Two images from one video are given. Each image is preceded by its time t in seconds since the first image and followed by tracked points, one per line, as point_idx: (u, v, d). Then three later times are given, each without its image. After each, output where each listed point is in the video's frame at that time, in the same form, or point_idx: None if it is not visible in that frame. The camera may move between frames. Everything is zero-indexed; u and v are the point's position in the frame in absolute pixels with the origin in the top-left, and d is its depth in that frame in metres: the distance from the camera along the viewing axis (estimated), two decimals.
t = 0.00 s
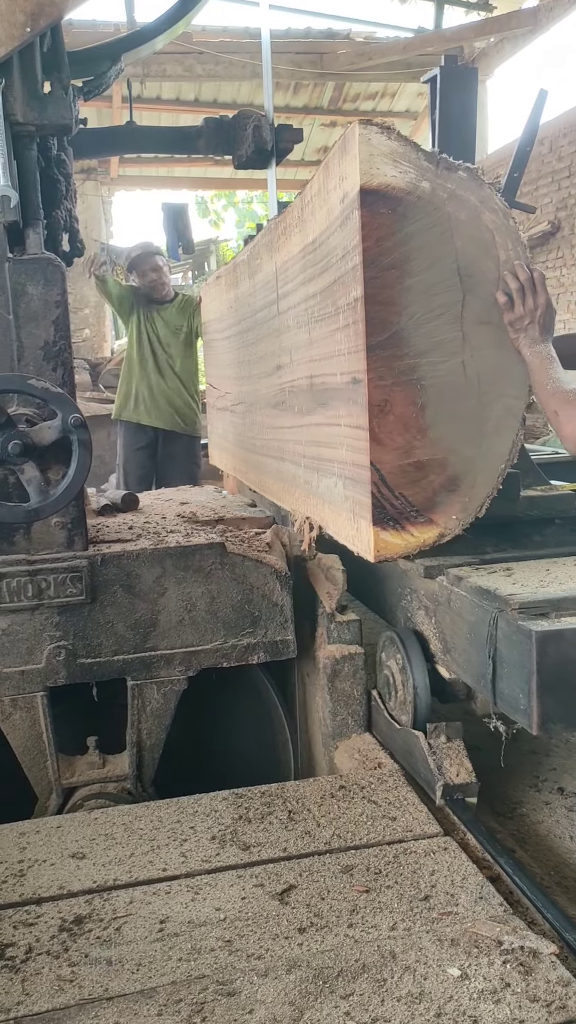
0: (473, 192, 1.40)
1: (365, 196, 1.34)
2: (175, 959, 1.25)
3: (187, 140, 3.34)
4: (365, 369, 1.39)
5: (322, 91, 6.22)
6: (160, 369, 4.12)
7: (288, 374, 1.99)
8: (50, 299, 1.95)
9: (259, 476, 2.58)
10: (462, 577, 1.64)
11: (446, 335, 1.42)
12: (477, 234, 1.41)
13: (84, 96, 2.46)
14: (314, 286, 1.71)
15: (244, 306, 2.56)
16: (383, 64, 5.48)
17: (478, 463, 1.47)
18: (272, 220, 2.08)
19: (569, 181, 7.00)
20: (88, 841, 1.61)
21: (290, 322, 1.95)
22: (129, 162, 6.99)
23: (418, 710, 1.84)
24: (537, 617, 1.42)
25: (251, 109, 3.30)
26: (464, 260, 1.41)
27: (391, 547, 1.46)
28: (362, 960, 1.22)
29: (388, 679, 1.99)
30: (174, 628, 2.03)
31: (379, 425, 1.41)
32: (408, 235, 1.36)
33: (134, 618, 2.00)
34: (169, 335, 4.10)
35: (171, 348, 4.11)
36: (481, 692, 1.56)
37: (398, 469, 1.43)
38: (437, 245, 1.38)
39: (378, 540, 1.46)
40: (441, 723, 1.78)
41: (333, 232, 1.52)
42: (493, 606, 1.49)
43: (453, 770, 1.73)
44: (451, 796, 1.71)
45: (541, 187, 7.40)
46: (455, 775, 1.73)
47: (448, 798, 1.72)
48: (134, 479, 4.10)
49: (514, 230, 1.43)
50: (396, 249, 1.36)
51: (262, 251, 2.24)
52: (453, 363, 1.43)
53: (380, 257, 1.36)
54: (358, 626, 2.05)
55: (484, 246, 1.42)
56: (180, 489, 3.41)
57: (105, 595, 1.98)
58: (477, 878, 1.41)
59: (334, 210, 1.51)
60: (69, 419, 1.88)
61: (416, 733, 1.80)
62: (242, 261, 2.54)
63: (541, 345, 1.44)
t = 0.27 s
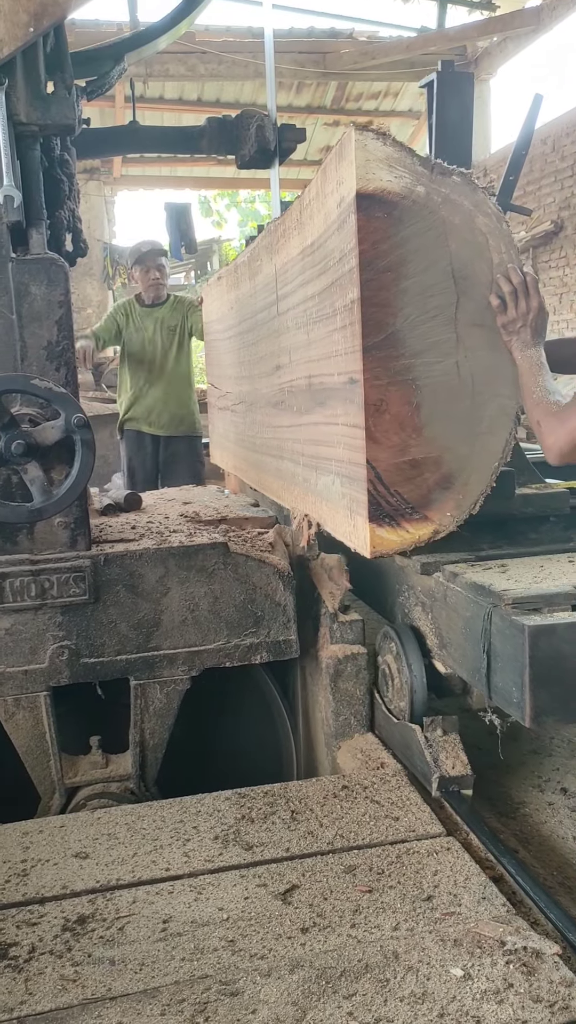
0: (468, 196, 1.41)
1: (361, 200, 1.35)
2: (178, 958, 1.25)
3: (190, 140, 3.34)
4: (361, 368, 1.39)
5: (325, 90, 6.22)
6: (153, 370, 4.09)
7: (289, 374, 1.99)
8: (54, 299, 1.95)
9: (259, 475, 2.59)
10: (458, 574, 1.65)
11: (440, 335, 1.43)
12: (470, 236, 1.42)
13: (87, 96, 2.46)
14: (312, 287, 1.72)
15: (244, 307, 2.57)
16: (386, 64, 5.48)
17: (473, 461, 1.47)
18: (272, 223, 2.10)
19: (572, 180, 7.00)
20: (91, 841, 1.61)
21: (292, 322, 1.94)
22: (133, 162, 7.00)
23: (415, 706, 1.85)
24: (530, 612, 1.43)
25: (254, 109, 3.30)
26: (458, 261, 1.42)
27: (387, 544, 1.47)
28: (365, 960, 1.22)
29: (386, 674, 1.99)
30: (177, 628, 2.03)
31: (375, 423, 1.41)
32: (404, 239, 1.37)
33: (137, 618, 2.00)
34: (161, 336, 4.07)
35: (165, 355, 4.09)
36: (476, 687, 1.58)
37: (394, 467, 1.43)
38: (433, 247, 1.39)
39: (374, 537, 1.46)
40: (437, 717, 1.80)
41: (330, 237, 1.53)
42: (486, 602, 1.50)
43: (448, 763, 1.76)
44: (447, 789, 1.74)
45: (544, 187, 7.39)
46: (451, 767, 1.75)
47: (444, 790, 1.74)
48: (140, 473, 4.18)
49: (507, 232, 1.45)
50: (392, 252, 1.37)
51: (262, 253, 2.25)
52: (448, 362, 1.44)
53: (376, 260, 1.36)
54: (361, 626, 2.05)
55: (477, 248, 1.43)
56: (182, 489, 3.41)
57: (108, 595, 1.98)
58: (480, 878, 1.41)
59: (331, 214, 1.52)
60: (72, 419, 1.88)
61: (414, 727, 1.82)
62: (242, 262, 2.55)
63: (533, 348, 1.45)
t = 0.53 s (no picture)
0: (461, 201, 1.40)
1: (358, 204, 1.36)
2: (181, 958, 1.25)
3: (193, 140, 3.34)
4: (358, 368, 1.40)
5: (328, 90, 6.23)
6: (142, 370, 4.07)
7: (291, 375, 1.99)
8: (56, 299, 1.95)
9: (259, 473, 2.60)
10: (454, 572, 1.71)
11: (435, 335, 1.42)
12: (464, 241, 1.41)
13: (90, 96, 2.46)
14: (310, 289, 1.73)
15: (245, 308, 2.57)
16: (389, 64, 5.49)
17: (467, 460, 1.47)
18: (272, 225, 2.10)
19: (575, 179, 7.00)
20: (94, 841, 1.61)
21: (293, 323, 1.92)
22: (135, 162, 7.01)
23: (412, 699, 1.87)
24: (523, 607, 1.48)
25: (257, 109, 3.30)
26: (453, 263, 1.41)
27: (383, 542, 1.47)
28: (367, 960, 1.22)
29: (382, 668, 2.00)
30: (180, 628, 2.03)
31: (371, 422, 1.42)
32: (399, 243, 1.37)
33: (140, 618, 2.00)
34: (147, 336, 4.04)
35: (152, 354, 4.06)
36: (473, 681, 1.62)
37: (391, 465, 1.43)
38: (428, 248, 1.39)
39: (370, 535, 1.46)
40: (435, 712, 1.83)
41: (328, 240, 1.54)
42: (482, 597, 1.55)
43: (445, 756, 1.79)
44: (443, 783, 1.76)
45: (546, 187, 7.39)
46: (447, 761, 1.78)
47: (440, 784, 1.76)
48: (135, 473, 4.20)
49: (501, 236, 1.43)
50: (388, 255, 1.38)
51: (261, 254, 2.26)
52: (442, 362, 1.44)
53: (373, 262, 1.37)
54: (364, 626, 2.05)
55: (472, 251, 1.42)
56: (184, 489, 3.42)
57: (111, 595, 1.98)
58: (483, 878, 1.41)
59: (328, 218, 1.53)
60: (75, 419, 1.88)
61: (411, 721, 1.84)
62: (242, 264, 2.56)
63: (530, 352, 1.45)
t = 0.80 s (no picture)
0: (456, 202, 1.42)
1: (355, 206, 1.38)
2: (184, 958, 1.25)
3: (195, 140, 3.34)
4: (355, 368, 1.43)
5: (330, 90, 6.25)
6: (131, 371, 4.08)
7: (292, 375, 1.99)
8: (59, 299, 1.95)
9: (259, 472, 2.62)
10: (451, 568, 1.75)
11: (430, 335, 1.45)
12: (459, 242, 1.43)
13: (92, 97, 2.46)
14: (308, 290, 1.77)
15: (245, 310, 2.58)
16: (391, 64, 5.51)
17: (462, 458, 1.49)
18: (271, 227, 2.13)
19: None
20: (96, 841, 1.61)
21: (292, 324, 1.95)
22: (137, 162, 7.03)
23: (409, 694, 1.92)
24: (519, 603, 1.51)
25: (259, 109, 3.30)
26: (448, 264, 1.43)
27: (380, 540, 1.50)
28: (370, 960, 1.22)
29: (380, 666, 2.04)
30: (182, 628, 2.03)
31: (367, 421, 1.44)
32: (396, 245, 1.40)
33: (142, 618, 2.01)
34: (135, 336, 4.03)
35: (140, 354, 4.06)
36: (468, 676, 1.65)
37: (388, 464, 1.46)
38: (423, 250, 1.41)
39: (367, 533, 1.49)
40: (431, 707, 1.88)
41: (326, 243, 1.57)
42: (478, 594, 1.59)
43: (441, 751, 1.81)
44: (440, 776, 1.79)
45: (549, 187, 7.39)
46: (443, 755, 1.81)
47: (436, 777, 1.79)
48: (129, 472, 4.20)
49: (495, 238, 1.45)
50: (385, 256, 1.40)
51: (261, 257, 2.29)
52: (437, 362, 1.45)
53: (369, 264, 1.40)
54: (366, 626, 2.06)
55: (467, 254, 1.44)
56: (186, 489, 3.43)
57: (113, 595, 1.98)
58: (485, 878, 1.41)
59: (326, 220, 1.56)
60: (78, 420, 1.88)
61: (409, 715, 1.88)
62: (242, 267, 2.57)
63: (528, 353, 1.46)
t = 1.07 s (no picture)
0: (451, 208, 1.54)
1: (351, 213, 1.47)
2: (185, 959, 1.25)
3: (197, 141, 3.34)
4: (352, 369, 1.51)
5: (332, 90, 6.25)
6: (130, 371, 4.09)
7: (293, 375, 2.00)
8: (61, 300, 1.95)
9: (259, 472, 2.64)
10: (447, 565, 1.80)
11: (426, 340, 1.55)
12: (454, 247, 1.54)
13: (93, 98, 2.46)
14: (308, 293, 1.81)
15: (244, 312, 2.58)
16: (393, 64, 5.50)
17: (457, 455, 1.60)
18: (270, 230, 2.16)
19: None
20: (99, 841, 1.61)
21: (292, 325, 2.00)
22: (139, 163, 7.04)
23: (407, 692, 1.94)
24: (513, 599, 1.56)
25: (261, 109, 3.30)
26: (443, 270, 1.54)
27: (378, 534, 1.60)
28: (372, 961, 1.22)
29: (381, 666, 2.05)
30: (185, 629, 2.03)
31: (364, 420, 1.53)
32: (391, 249, 1.49)
33: (144, 618, 2.01)
34: (135, 336, 4.03)
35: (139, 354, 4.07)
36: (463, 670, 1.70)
37: (383, 461, 1.56)
38: (419, 257, 1.51)
39: (364, 527, 1.59)
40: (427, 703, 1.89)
41: (323, 247, 1.65)
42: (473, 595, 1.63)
43: (438, 745, 1.83)
44: (437, 771, 1.81)
45: (551, 187, 7.39)
46: (440, 751, 1.82)
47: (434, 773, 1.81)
48: (129, 473, 4.21)
49: (489, 243, 1.57)
50: (380, 261, 1.49)
51: (260, 259, 2.30)
52: (433, 364, 1.56)
53: (365, 269, 1.49)
54: (368, 626, 2.05)
55: (461, 258, 1.55)
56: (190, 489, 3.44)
57: (115, 595, 1.98)
58: (488, 879, 1.41)
59: (323, 224, 1.63)
60: (79, 420, 1.88)
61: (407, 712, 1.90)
62: (242, 269, 2.58)
63: (520, 351, 1.62)
